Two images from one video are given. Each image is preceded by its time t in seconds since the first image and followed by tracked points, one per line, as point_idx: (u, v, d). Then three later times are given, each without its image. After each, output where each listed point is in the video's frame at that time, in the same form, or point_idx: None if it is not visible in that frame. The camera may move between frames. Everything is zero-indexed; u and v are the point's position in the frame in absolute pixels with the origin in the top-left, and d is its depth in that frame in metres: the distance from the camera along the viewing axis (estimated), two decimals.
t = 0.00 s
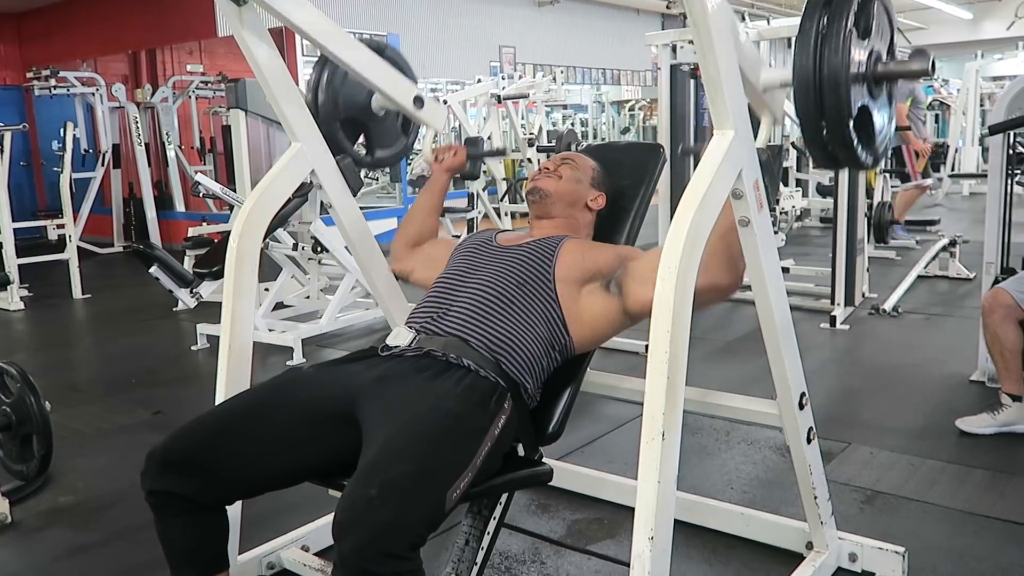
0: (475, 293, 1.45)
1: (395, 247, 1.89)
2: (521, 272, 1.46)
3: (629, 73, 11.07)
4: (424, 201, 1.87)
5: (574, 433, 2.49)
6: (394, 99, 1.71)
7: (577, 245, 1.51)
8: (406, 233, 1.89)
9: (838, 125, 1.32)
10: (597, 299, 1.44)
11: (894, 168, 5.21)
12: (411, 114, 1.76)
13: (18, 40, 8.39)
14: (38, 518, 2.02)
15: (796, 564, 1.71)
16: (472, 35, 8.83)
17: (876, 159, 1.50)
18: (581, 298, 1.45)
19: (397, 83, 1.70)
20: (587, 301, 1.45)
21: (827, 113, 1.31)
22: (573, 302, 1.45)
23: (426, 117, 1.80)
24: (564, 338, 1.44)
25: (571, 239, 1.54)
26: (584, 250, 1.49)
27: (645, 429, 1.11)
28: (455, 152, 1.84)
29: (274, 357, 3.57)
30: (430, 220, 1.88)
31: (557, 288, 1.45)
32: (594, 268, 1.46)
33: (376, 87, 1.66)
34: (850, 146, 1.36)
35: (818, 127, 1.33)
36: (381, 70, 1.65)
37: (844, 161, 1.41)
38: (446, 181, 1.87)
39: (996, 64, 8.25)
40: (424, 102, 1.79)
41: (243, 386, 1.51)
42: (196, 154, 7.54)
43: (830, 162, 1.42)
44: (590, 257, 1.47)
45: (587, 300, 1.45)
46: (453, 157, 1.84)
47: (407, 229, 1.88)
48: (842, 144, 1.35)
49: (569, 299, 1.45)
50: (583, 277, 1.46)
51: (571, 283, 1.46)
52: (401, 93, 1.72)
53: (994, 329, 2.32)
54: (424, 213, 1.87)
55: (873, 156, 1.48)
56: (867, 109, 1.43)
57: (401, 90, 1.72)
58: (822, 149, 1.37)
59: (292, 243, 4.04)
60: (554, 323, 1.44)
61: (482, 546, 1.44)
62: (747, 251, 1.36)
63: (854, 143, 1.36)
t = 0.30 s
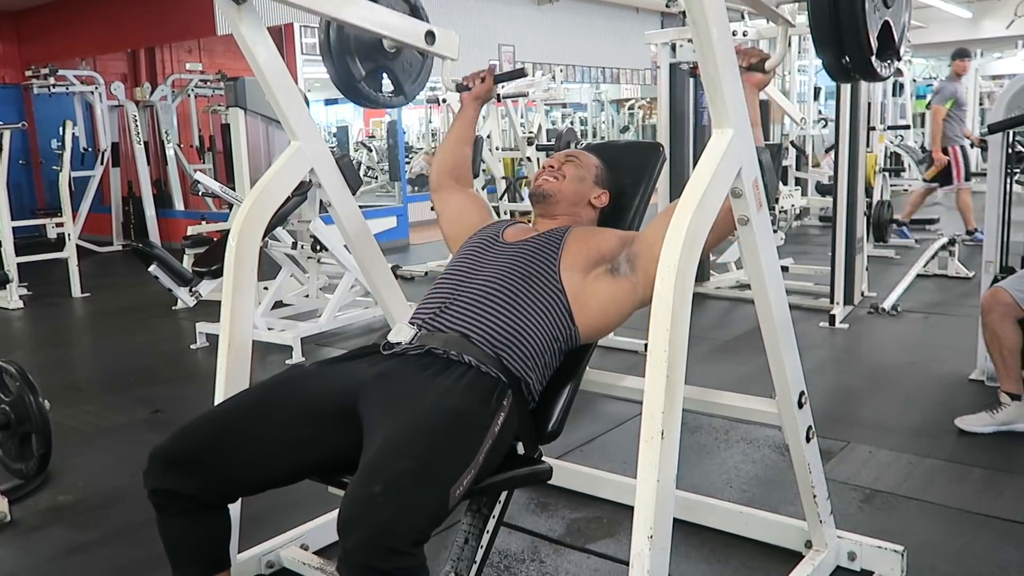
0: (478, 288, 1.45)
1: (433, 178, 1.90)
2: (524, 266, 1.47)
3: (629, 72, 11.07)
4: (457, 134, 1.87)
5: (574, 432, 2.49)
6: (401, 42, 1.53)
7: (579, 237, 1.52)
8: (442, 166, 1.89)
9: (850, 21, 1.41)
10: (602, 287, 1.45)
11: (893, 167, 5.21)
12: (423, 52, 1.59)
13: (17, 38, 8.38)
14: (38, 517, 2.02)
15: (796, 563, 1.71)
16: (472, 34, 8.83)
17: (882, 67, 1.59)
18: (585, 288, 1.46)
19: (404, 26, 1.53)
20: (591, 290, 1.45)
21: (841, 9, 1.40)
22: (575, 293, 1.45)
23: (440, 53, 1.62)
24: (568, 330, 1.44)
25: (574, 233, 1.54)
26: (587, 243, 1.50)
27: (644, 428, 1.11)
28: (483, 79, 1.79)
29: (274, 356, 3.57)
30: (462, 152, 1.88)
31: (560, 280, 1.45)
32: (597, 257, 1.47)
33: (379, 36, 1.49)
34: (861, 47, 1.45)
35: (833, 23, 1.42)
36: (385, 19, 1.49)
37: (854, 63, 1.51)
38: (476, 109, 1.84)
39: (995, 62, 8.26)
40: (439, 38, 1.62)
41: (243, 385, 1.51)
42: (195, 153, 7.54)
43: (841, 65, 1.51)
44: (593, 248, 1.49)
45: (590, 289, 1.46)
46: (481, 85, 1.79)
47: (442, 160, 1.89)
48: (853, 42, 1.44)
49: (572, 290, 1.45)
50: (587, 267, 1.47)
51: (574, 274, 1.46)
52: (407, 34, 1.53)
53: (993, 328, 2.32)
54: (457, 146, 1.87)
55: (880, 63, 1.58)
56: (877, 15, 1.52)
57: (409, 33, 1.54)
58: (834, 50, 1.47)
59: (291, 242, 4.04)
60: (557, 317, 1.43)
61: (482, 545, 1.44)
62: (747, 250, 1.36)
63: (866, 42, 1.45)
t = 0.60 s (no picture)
0: (475, 288, 1.44)
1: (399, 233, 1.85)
2: (522, 269, 1.47)
3: (629, 72, 11.07)
4: (432, 191, 1.84)
5: (574, 432, 2.49)
6: (393, 89, 1.59)
7: (577, 242, 1.52)
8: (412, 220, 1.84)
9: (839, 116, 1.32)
10: (600, 298, 1.46)
11: (893, 167, 5.21)
12: (412, 106, 1.64)
13: (18, 38, 8.37)
14: (37, 517, 2.02)
15: (796, 563, 1.71)
16: (472, 34, 8.82)
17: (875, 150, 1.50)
18: (583, 296, 1.46)
19: (399, 75, 1.59)
20: (589, 300, 1.47)
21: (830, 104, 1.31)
22: (574, 300, 1.46)
23: (429, 110, 1.66)
24: (566, 336, 1.44)
25: (572, 237, 1.55)
26: (584, 248, 1.51)
27: (643, 428, 1.11)
28: (466, 143, 1.81)
29: (273, 356, 3.57)
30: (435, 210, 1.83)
31: (558, 286, 1.46)
32: (595, 265, 1.48)
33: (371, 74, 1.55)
34: (852, 136, 1.36)
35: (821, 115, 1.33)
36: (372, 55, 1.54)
37: (845, 151, 1.41)
38: (457, 170, 1.83)
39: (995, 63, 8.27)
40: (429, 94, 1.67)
41: (242, 385, 1.51)
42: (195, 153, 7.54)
43: (830, 153, 1.42)
44: (591, 255, 1.49)
45: (588, 298, 1.47)
46: (465, 147, 1.81)
47: (412, 217, 1.83)
48: (843, 133, 1.35)
49: (570, 297, 1.46)
50: (585, 275, 1.48)
51: (571, 281, 1.46)
52: (403, 83, 1.60)
53: (993, 328, 2.32)
54: (431, 204, 1.83)
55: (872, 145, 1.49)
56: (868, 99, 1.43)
57: (404, 82, 1.60)
58: (823, 139, 1.38)
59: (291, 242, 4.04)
60: (555, 322, 1.44)
61: (481, 545, 1.44)
62: (746, 249, 1.36)
63: (856, 131, 1.36)
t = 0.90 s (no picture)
0: (475, 290, 1.44)
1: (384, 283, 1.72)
2: (522, 271, 1.46)
3: (629, 72, 11.06)
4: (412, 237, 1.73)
5: (573, 433, 2.49)
6: (380, 124, 1.73)
7: (577, 244, 1.51)
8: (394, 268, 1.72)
9: (822, 174, 1.34)
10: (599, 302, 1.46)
11: (893, 167, 5.21)
12: (396, 143, 1.77)
13: (18, 39, 8.37)
14: (37, 517, 2.02)
15: (796, 563, 1.71)
16: (472, 34, 8.83)
17: (860, 205, 1.52)
18: (583, 298, 1.46)
19: (387, 111, 1.73)
20: (589, 302, 1.46)
21: (814, 162, 1.34)
22: (573, 303, 1.46)
23: (412, 150, 1.80)
24: (565, 338, 1.45)
25: (571, 238, 1.54)
26: (584, 250, 1.50)
27: (644, 428, 1.11)
28: (442, 187, 1.72)
29: (273, 355, 3.57)
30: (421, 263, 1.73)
31: (558, 288, 1.45)
32: (595, 268, 1.47)
33: (361, 107, 1.68)
34: (838, 192, 1.38)
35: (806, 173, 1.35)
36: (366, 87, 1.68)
37: (832, 207, 1.44)
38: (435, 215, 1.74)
39: (995, 63, 8.27)
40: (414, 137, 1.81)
41: (242, 386, 1.51)
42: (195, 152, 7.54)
43: (816, 208, 1.45)
44: (590, 257, 1.48)
45: (588, 301, 1.46)
46: (441, 193, 1.72)
47: (395, 263, 1.72)
48: (828, 190, 1.38)
49: (569, 300, 1.45)
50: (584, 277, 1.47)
51: (571, 283, 1.46)
52: (389, 120, 1.73)
53: (993, 328, 2.32)
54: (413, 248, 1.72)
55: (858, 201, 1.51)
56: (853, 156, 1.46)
57: (390, 118, 1.73)
58: (809, 194, 1.40)
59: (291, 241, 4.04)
60: (555, 323, 1.44)
61: (481, 545, 1.44)
62: (746, 250, 1.36)
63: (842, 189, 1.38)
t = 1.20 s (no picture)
0: (475, 292, 1.44)
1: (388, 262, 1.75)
2: (523, 273, 1.46)
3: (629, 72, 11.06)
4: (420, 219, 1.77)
5: (573, 433, 2.49)
6: (387, 112, 1.72)
7: (577, 245, 1.51)
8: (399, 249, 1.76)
9: (828, 153, 1.35)
10: (598, 305, 1.46)
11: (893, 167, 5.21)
12: (403, 130, 1.77)
13: (18, 39, 8.37)
14: (37, 517, 2.02)
15: (796, 563, 1.71)
16: (472, 34, 8.83)
17: (866, 185, 1.52)
18: (583, 299, 1.46)
19: (393, 99, 1.72)
20: (589, 304, 1.46)
21: (820, 143, 1.34)
22: (574, 304, 1.46)
23: (419, 136, 1.80)
24: (565, 341, 1.45)
25: (572, 241, 1.54)
26: (585, 251, 1.50)
27: (643, 428, 1.11)
28: (453, 171, 1.76)
29: (273, 355, 3.57)
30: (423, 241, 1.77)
31: (558, 289, 1.45)
32: (596, 269, 1.47)
33: (368, 97, 1.68)
34: (843, 172, 1.38)
35: (811, 153, 1.36)
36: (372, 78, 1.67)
37: (838, 187, 1.44)
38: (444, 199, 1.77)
39: (995, 63, 8.28)
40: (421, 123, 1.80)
41: (241, 385, 1.51)
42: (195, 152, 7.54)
43: (822, 189, 1.45)
44: (591, 258, 1.48)
45: (589, 303, 1.46)
46: (451, 176, 1.76)
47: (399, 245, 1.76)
48: (833, 170, 1.38)
49: (570, 300, 1.45)
50: (585, 278, 1.47)
51: (571, 284, 1.46)
52: (395, 108, 1.73)
53: (993, 328, 2.32)
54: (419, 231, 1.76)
55: (864, 181, 1.51)
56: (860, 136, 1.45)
57: (396, 106, 1.73)
58: (815, 174, 1.41)
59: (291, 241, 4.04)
60: (555, 326, 1.44)
61: (481, 545, 1.44)
62: (746, 250, 1.36)
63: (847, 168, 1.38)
